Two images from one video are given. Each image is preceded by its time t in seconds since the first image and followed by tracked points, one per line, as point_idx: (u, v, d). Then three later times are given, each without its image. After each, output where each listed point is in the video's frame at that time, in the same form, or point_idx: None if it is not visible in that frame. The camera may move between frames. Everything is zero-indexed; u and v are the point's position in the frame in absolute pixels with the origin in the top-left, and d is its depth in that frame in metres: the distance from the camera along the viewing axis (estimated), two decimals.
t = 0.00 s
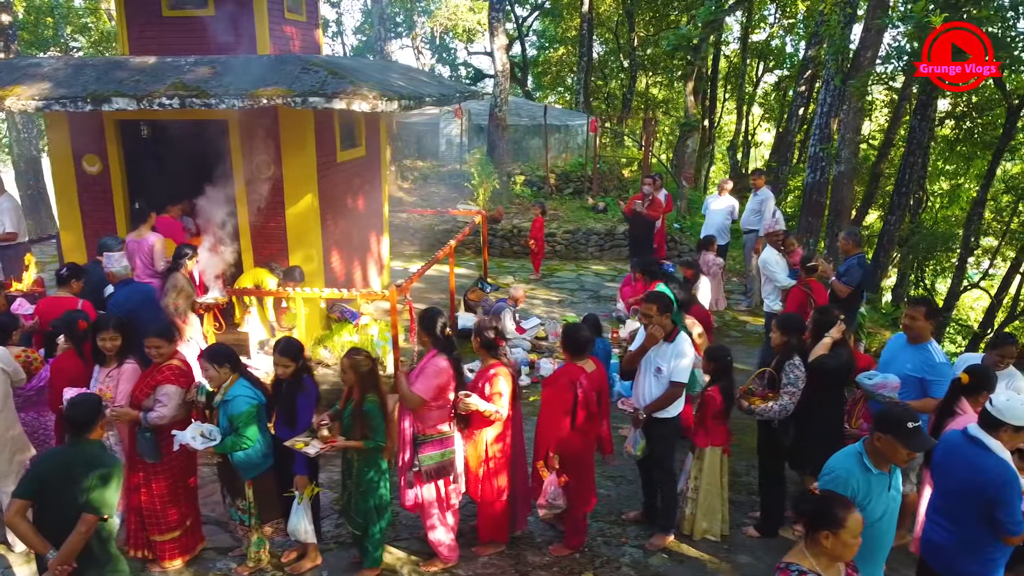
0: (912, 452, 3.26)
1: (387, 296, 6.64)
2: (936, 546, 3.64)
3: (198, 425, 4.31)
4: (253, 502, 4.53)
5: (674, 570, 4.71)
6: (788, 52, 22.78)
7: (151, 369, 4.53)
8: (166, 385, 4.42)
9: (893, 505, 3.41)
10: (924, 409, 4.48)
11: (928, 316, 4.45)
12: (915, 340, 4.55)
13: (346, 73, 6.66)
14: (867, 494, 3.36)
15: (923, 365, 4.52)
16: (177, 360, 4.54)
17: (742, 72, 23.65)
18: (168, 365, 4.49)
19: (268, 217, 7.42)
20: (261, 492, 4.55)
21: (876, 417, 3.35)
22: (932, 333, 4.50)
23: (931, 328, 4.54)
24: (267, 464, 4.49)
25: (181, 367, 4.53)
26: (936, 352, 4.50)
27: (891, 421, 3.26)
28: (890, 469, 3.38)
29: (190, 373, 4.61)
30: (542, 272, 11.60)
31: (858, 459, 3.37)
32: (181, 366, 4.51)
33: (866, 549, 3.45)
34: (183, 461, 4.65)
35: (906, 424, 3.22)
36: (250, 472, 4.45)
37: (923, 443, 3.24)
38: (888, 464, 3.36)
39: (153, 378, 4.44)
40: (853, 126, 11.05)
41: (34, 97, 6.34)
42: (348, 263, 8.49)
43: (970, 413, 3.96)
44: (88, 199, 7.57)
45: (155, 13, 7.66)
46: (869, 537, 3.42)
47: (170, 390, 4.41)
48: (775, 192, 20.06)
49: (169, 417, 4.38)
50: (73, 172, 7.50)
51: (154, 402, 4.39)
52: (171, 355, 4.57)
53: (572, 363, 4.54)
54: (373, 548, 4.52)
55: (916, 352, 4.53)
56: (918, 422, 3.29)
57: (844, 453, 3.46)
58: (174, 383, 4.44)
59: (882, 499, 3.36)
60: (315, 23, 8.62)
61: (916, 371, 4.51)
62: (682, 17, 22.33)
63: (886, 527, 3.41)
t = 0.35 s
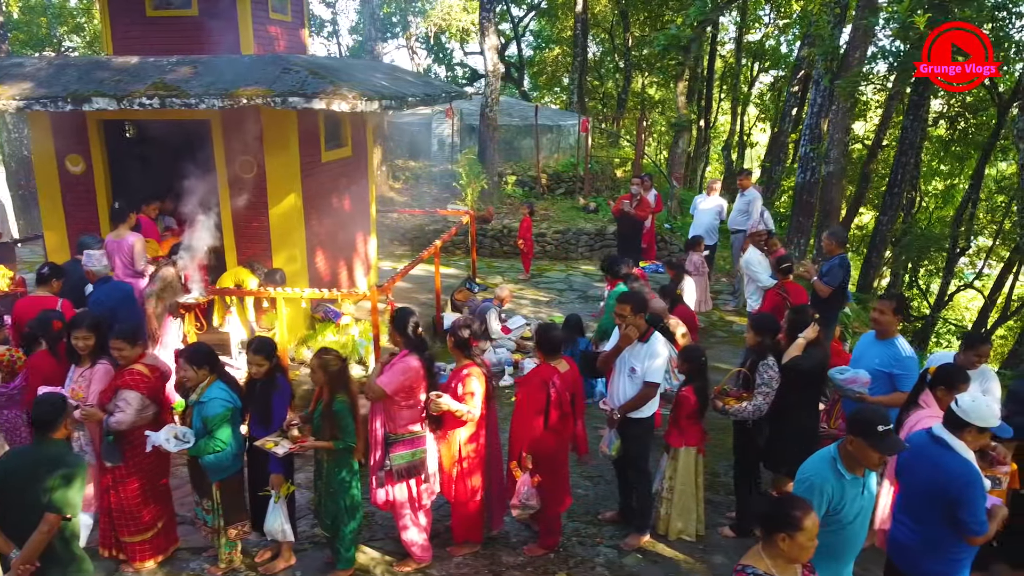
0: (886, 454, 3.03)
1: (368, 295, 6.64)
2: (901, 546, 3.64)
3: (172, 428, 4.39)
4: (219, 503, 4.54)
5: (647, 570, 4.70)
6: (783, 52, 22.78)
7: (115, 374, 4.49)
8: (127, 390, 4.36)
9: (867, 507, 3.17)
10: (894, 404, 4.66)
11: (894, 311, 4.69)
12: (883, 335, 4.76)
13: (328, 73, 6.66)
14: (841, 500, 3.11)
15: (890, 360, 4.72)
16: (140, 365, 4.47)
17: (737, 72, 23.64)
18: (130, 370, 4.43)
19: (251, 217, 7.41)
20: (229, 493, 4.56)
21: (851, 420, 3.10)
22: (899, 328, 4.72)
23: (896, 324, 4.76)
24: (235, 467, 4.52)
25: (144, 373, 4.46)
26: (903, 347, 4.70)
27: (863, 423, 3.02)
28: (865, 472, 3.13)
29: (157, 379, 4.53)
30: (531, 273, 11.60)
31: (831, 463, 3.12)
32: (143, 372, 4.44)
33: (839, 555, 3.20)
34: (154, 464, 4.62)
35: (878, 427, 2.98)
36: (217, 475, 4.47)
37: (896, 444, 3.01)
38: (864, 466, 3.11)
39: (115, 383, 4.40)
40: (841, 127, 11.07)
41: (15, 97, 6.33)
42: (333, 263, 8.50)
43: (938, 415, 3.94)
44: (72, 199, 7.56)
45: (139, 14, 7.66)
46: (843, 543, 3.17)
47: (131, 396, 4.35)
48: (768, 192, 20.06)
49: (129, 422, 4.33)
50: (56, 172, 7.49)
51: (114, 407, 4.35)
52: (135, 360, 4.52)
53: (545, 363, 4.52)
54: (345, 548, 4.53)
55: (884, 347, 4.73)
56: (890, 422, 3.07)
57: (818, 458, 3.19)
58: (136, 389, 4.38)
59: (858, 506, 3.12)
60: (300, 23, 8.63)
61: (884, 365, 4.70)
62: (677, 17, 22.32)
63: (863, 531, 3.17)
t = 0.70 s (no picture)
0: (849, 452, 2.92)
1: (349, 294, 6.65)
2: (866, 545, 3.64)
3: (145, 431, 4.34)
4: (192, 503, 4.53)
5: (621, 569, 4.70)
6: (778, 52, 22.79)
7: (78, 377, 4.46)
8: (83, 394, 4.32)
9: (832, 505, 3.05)
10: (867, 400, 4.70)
11: (868, 310, 4.73)
12: (854, 334, 4.81)
13: (308, 73, 6.65)
14: (805, 498, 2.98)
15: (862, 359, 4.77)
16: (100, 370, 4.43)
17: (731, 72, 23.65)
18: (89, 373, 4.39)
19: (233, 217, 7.41)
20: (201, 494, 4.55)
21: (816, 418, 2.99)
22: (870, 326, 4.77)
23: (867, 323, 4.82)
24: (208, 468, 4.51)
25: (102, 378, 4.41)
26: (874, 344, 4.75)
27: (823, 420, 2.91)
28: (831, 471, 3.01)
29: (117, 385, 4.48)
30: (520, 272, 11.60)
31: (794, 462, 3.00)
32: (100, 376, 4.39)
33: (805, 556, 3.07)
34: (117, 468, 4.56)
35: (837, 425, 2.87)
36: (190, 475, 4.47)
37: (857, 443, 2.90)
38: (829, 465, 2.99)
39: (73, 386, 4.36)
40: (830, 127, 11.07)
41: None
42: (319, 263, 8.50)
43: (904, 407, 3.98)
44: (56, 199, 7.56)
45: (123, 14, 7.65)
46: (809, 544, 3.04)
47: (87, 401, 4.30)
48: (762, 192, 20.07)
49: (83, 427, 4.28)
50: (40, 172, 7.49)
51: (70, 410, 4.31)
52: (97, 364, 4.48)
53: (517, 363, 4.51)
54: (318, 547, 4.53)
55: (856, 345, 4.78)
56: (855, 421, 2.95)
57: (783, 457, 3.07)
58: (92, 394, 4.34)
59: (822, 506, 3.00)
60: (286, 23, 8.61)
61: (857, 364, 4.75)
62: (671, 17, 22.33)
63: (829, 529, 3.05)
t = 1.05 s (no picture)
0: (802, 450, 2.93)
1: (329, 293, 6.66)
2: (832, 545, 3.62)
3: (116, 429, 4.34)
4: (163, 503, 4.53)
5: (594, 568, 4.70)
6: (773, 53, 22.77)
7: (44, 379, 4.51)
8: (47, 397, 4.38)
9: (792, 504, 3.04)
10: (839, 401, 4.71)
11: (842, 311, 4.73)
12: (827, 335, 4.82)
13: (289, 73, 6.64)
14: (759, 496, 2.99)
15: (835, 360, 4.77)
16: (64, 372, 4.46)
17: (726, 72, 23.64)
18: (53, 375, 4.44)
19: (215, 217, 7.40)
20: (172, 494, 4.56)
21: (771, 416, 3.00)
22: (844, 327, 4.77)
23: (842, 324, 4.81)
24: (179, 468, 4.50)
25: (66, 380, 4.45)
26: (848, 346, 4.75)
27: (775, 417, 2.93)
28: (789, 471, 3.01)
29: (83, 387, 4.51)
30: (509, 272, 11.60)
31: (750, 460, 3.01)
32: (63, 378, 4.43)
33: (764, 556, 3.06)
34: (89, 467, 4.60)
35: (789, 423, 2.89)
36: (160, 475, 4.45)
37: (809, 442, 2.90)
38: (786, 464, 2.99)
39: (38, 389, 4.42)
40: (819, 127, 11.07)
41: None
42: (304, 263, 8.50)
43: (868, 401, 3.96)
44: (39, 198, 7.56)
45: (106, 13, 7.65)
46: (767, 543, 3.04)
47: (51, 403, 4.36)
48: (755, 192, 20.07)
49: (48, 429, 4.34)
50: (23, 172, 7.49)
51: (36, 412, 4.38)
52: (63, 365, 4.51)
53: (489, 362, 4.49)
54: (290, 546, 4.53)
55: (829, 346, 4.78)
56: (809, 420, 2.95)
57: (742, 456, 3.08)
58: (56, 397, 4.39)
59: (779, 505, 3.00)
60: (271, 23, 8.62)
61: (830, 364, 4.74)
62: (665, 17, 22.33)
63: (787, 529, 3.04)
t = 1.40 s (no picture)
0: (757, 450, 2.95)
1: (308, 294, 6.65)
2: (796, 546, 3.61)
3: (87, 429, 4.34)
4: (136, 502, 4.53)
5: (566, 568, 4.71)
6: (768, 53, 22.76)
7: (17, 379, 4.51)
8: (19, 397, 4.37)
9: (749, 503, 3.07)
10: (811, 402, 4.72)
11: (814, 312, 4.74)
12: (800, 336, 4.82)
13: (269, 73, 6.64)
14: (714, 495, 3.02)
15: (808, 360, 4.78)
16: (37, 372, 4.45)
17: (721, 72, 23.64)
18: (26, 376, 4.43)
19: (198, 216, 7.37)
20: (146, 492, 4.56)
21: (725, 416, 3.03)
22: (817, 328, 4.78)
23: (815, 325, 4.82)
24: (152, 467, 4.50)
25: (39, 381, 4.43)
26: (821, 347, 4.77)
27: (728, 417, 2.97)
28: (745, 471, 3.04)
29: (56, 388, 4.49)
30: (498, 272, 11.61)
31: (705, 459, 3.04)
32: (36, 378, 4.41)
33: (721, 556, 3.08)
34: (63, 467, 4.61)
35: (741, 423, 2.91)
36: (133, 474, 4.45)
37: (761, 441, 2.93)
38: (743, 464, 3.02)
39: (10, 389, 4.41)
40: (807, 127, 11.05)
41: None
42: (289, 262, 8.51)
43: (826, 403, 4.00)
44: (23, 198, 7.56)
45: (90, 13, 7.65)
46: (723, 543, 3.06)
47: (23, 403, 4.36)
48: (749, 192, 20.07)
49: (21, 430, 4.35)
50: (7, 172, 7.49)
51: (8, 413, 4.38)
52: (35, 365, 4.50)
53: (460, 361, 4.50)
54: (262, 546, 4.52)
55: (802, 347, 4.79)
56: (763, 420, 2.98)
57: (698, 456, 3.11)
58: (28, 397, 4.38)
59: (733, 503, 3.03)
60: (256, 22, 8.63)
61: (802, 366, 4.75)
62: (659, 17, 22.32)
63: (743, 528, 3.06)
